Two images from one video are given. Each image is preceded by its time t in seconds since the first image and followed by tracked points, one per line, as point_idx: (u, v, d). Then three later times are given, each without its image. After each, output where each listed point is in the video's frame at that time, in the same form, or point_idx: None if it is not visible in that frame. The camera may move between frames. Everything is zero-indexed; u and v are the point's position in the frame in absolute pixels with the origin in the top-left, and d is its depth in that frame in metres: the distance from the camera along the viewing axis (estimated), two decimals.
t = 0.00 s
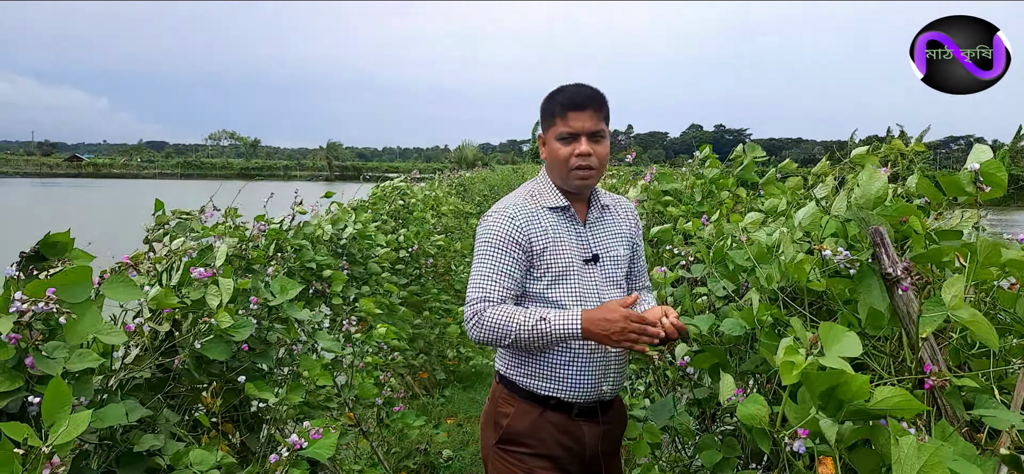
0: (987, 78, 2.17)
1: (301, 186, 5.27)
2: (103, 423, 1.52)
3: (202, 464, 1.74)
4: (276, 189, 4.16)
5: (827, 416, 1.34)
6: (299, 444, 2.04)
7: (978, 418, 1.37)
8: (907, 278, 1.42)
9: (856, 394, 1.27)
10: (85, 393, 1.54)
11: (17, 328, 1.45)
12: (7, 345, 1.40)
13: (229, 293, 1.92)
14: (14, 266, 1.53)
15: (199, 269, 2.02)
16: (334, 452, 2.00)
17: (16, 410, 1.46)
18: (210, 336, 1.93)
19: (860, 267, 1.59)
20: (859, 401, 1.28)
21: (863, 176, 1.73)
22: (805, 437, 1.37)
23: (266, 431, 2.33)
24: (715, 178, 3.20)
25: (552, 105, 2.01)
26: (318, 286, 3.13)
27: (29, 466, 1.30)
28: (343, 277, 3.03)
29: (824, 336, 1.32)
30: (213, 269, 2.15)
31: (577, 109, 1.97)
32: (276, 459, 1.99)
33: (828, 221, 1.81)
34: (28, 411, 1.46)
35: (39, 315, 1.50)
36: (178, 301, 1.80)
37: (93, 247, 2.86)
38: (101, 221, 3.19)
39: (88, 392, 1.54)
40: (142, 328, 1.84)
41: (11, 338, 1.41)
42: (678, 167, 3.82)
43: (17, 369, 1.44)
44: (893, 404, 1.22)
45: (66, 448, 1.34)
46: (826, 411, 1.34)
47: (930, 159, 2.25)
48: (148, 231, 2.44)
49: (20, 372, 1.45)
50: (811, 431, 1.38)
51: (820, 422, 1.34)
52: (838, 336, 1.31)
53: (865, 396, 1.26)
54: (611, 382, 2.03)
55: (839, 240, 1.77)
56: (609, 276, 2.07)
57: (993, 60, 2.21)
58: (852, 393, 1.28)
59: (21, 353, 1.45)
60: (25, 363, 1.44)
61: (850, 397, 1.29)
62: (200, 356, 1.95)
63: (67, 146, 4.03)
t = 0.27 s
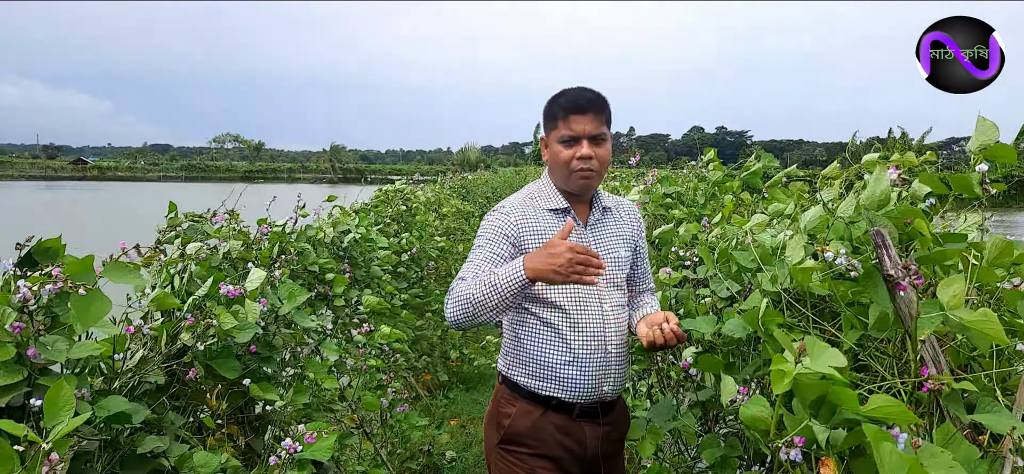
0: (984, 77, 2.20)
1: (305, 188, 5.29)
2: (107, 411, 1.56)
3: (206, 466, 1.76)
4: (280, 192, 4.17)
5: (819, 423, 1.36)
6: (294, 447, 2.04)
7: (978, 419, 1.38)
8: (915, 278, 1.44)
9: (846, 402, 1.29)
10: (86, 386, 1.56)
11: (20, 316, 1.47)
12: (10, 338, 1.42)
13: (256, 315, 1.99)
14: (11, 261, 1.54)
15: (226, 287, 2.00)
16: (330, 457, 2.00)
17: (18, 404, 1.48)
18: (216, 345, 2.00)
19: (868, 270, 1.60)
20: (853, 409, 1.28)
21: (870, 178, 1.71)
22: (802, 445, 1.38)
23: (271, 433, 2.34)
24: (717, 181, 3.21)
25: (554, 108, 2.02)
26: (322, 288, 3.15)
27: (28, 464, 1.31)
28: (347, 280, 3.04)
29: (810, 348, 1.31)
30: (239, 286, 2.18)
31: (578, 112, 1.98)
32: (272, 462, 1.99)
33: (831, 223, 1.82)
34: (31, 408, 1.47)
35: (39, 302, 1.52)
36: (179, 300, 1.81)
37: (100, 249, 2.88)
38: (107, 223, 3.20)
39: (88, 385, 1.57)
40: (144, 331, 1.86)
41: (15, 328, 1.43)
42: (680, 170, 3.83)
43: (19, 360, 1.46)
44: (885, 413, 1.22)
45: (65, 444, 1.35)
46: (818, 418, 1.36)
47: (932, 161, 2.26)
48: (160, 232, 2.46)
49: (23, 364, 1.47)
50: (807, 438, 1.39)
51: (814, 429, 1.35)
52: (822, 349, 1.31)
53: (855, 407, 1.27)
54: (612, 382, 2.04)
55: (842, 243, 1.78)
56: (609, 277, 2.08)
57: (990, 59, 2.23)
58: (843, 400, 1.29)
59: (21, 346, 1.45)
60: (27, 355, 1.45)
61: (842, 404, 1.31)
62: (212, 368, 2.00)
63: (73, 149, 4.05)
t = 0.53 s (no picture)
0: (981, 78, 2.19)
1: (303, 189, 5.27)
2: (99, 417, 1.53)
3: (201, 466, 1.74)
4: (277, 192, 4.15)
5: (824, 423, 1.34)
6: (291, 446, 2.02)
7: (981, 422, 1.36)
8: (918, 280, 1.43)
9: (853, 403, 1.27)
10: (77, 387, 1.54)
11: (8, 315, 1.45)
12: None
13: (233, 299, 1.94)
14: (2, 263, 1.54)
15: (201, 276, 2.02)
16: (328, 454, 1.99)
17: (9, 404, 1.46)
18: (208, 340, 1.96)
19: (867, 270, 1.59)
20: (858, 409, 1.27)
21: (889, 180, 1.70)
22: (806, 444, 1.36)
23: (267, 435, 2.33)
24: (717, 182, 3.19)
25: (554, 108, 2.01)
26: (319, 289, 3.13)
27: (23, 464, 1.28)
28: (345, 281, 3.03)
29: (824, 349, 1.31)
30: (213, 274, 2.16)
31: (579, 111, 1.97)
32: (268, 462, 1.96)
33: (832, 225, 1.81)
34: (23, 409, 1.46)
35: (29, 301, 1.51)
36: (166, 305, 1.79)
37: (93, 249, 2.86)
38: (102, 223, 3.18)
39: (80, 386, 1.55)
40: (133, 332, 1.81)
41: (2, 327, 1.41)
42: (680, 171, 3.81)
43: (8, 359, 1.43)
44: (890, 414, 1.21)
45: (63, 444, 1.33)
46: (824, 419, 1.34)
47: (933, 162, 2.24)
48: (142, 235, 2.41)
49: (13, 364, 1.45)
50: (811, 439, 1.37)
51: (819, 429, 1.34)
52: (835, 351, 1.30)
53: (861, 406, 1.25)
54: (610, 384, 2.02)
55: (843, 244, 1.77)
56: (608, 278, 2.06)
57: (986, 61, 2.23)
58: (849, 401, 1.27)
59: (11, 346, 1.43)
60: (16, 354, 1.44)
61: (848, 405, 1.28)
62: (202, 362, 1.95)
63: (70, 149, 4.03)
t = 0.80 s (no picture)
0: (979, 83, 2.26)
1: (305, 190, 5.27)
2: (109, 418, 1.54)
3: (205, 466, 1.74)
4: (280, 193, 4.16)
5: (837, 423, 1.33)
6: (299, 447, 2.02)
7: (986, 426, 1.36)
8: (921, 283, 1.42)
9: (869, 403, 1.26)
10: (83, 388, 1.55)
11: (19, 319, 1.45)
12: (7, 341, 1.40)
13: (229, 297, 1.90)
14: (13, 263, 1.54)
15: (196, 273, 1.94)
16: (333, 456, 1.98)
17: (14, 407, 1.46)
18: (210, 338, 1.95)
19: (869, 274, 1.57)
20: (873, 411, 1.27)
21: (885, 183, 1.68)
22: (816, 443, 1.35)
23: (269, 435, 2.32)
24: (719, 184, 3.19)
25: (555, 109, 2.00)
26: (321, 290, 3.13)
27: (29, 467, 1.28)
28: (346, 282, 3.03)
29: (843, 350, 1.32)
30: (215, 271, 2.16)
31: (580, 113, 1.96)
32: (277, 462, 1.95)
33: (834, 227, 1.81)
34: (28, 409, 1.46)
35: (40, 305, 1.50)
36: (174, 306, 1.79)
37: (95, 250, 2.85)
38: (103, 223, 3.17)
39: (87, 387, 1.55)
40: (142, 331, 1.81)
41: (12, 331, 1.41)
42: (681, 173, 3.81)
43: (16, 363, 1.44)
44: (906, 415, 1.20)
45: (68, 446, 1.33)
46: (836, 418, 1.34)
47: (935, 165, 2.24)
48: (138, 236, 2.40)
49: (21, 367, 1.45)
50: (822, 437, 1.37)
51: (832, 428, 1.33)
52: (857, 353, 1.30)
53: (878, 406, 1.25)
54: (611, 386, 2.02)
55: (845, 247, 1.77)
56: (609, 280, 2.06)
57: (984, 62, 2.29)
58: (865, 401, 1.27)
59: (20, 348, 1.44)
60: (25, 357, 1.44)
61: (863, 405, 1.28)
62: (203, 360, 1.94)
63: (73, 149, 4.03)
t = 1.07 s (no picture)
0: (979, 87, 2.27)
1: (307, 186, 5.27)
2: (109, 414, 1.54)
3: (207, 463, 1.74)
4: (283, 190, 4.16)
5: (826, 425, 1.34)
6: (299, 447, 2.02)
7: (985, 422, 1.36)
8: (921, 279, 1.41)
9: (854, 403, 1.27)
10: (82, 384, 1.55)
11: (11, 316, 1.46)
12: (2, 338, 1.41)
13: (237, 295, 1.92)
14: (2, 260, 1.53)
15: (207, 272, 1.99)
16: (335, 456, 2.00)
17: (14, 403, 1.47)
18: (212, 334, 1.94)
19: (870, 270, 1.56)
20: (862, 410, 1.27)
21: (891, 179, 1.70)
22: (808, 447, 1.36)
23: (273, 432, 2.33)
24: (722, 181, 3.18)
25: (562, 104, 1.99)
26: (323, 287, 3.13)
27: (28, 464, 1.29)
28: (348, 279, 3.03)
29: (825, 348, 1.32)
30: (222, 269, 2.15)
31: (588, 109, 1.96)
32: (280, 460, 1.97)
33: (836, 223, 1.80)
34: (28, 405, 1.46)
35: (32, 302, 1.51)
36: (175, 299, 1.80)
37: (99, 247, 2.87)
38: (108, 219, 3.19)
39: (85, 383, 1.56)
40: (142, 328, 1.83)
41: (5, 328, 1.41)
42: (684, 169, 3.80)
43: (12, 361, 1.44)
44: (892, 413, 1.20)
45: (66, 442, 1.34)
46: (825, 421, 1.35)
47: (938, 161, 2.23)
48: (153, 230, 2.43)
49: (15, 364, 1.45)
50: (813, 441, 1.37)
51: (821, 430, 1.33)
52: (838, 351, 1.31)
53: (864, 405, 1.25)
54: (613, 382, 2.03)
55: (847, 243, 1.77)
56: (611, 276, 2.06)
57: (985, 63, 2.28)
58: (851, 400, 1.28)
59: (14, 345, 1.44)
60: (19, 354, 1.44)
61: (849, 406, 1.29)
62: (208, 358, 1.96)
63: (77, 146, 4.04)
